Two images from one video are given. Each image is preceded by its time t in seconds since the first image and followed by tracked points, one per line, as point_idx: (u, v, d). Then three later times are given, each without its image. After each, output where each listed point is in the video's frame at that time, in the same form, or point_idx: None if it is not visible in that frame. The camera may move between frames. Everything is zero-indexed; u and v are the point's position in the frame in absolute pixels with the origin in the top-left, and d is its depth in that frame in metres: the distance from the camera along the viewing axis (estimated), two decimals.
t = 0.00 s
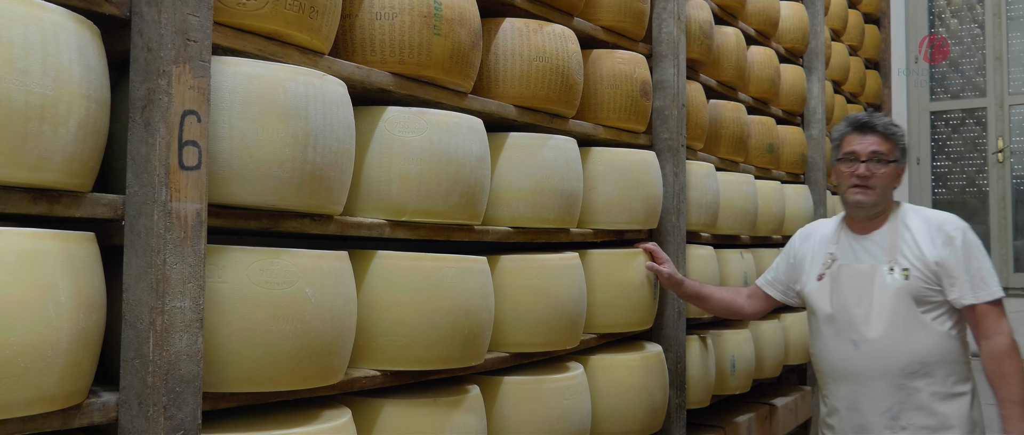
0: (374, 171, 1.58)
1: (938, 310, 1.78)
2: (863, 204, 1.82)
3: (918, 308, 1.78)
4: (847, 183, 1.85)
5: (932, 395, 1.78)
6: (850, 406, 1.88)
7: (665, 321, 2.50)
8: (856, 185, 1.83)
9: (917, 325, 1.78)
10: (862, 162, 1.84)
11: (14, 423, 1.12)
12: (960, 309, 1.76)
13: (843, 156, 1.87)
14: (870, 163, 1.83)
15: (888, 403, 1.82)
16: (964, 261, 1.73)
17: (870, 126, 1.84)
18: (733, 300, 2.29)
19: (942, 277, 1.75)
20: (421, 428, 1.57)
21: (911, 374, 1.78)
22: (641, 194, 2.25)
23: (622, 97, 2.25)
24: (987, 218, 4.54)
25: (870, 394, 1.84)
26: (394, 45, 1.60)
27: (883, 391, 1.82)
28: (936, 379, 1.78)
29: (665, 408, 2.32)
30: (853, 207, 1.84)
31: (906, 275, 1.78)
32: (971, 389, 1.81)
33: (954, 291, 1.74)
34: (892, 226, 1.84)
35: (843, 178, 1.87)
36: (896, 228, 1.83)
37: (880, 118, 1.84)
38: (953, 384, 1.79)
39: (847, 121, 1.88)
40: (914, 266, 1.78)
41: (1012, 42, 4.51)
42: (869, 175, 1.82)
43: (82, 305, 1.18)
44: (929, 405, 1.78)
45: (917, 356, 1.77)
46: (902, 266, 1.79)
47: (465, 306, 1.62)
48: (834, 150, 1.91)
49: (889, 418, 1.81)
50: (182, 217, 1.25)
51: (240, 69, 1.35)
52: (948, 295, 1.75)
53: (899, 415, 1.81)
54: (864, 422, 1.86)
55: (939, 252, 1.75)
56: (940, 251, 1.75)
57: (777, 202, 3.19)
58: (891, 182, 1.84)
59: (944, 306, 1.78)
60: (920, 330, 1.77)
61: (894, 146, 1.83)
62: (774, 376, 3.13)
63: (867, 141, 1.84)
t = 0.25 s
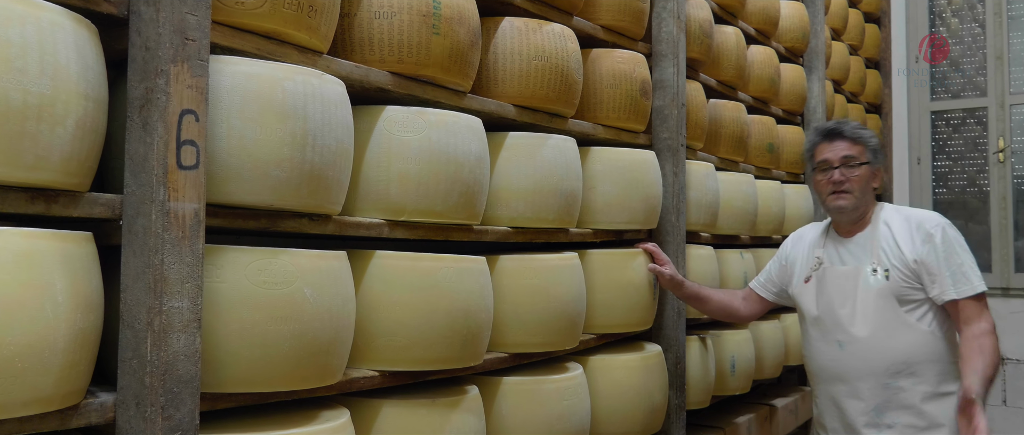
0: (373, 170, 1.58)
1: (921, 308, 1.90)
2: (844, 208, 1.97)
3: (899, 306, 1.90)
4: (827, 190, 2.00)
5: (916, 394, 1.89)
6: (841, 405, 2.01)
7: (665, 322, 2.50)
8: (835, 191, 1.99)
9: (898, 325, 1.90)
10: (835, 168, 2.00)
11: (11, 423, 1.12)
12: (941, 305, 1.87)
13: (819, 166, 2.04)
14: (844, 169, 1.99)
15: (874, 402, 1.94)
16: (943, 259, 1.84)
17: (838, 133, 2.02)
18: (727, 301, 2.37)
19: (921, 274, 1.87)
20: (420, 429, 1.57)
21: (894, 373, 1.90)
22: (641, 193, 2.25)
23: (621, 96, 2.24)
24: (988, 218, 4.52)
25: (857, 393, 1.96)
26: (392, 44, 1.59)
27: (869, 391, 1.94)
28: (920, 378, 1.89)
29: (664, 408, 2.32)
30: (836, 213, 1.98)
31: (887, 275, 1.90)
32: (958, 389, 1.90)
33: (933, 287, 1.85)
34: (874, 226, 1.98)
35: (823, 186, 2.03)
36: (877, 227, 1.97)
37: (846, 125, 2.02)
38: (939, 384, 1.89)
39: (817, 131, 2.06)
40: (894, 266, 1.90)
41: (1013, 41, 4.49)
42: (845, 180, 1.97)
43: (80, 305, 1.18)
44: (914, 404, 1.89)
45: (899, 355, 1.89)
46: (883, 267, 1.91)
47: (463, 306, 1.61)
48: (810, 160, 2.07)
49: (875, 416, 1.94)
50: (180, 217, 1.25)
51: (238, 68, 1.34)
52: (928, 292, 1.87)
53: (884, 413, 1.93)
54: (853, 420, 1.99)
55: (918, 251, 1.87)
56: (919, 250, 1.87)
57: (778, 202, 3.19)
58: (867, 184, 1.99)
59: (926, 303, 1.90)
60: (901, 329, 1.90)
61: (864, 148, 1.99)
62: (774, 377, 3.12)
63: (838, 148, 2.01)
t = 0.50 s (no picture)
0: (371, 169, 1.57)
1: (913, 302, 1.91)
2: (836, 212, 1.98)
3: (892, 301, 1.90)
4: (815, 198, 2.03)
5: (908, 390, 1.89)
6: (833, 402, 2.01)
7: (664, 321, 2.50)
8: (821, 198, 2.01)
9: (890, 319, 1.90)
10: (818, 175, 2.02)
11: (7, 424, 1.11)
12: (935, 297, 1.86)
13: (803, 175, 2.06)
14: (826, 174, 2.01)
15: (865, 398, 1.93)
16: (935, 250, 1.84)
17: (814, 141, 2.04)
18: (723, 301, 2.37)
19: (914, 267, 1.88)
20: (418, 429, 1.56)
21: (886, 368, 1.90)
22: (640, 192, 2.24)
23: (620, 95, 2.24)
24: (988, 217, 4.50)
25: (850, 389, 1.96)
26: (390, 42, 1.59)
27: (861, 387, 1.93)
28: (912, 374, 1.89)
29: (663, 408, 2.31)
30: (829, 217, 2.00)
31: (879, 270, 1.91)
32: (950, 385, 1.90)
33: (926, 280, 1.85)
34: (866, 222, 1.99)
35: (811, 194, 2.04)
36: (869, 224, 1.98)
37: (820, 130, 2.04)
38: (930, 380, 1.89)
39: (793, 142, 2.08)
40: (885, 261, 1.91)
41: (1013, 40, 4.47)
42: (829, 186, 1.99)
43: (77, 304, 1.17)
44: (906, 400, 1.89)
45: (891, 350, 1.89)
46: (875, 261, 1.92)
47: (461, 305, 1.61)
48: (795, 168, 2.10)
49: (867, 412, 1.93)
50: (177, 216, 1.24)
51: (236, 67, 1.33)
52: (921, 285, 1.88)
53: (876, 410, 1.92)
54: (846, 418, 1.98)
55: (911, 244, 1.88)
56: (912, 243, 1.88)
57: (777, 201, 3.18)
58: (854, 182, 2.00)
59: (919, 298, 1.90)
60: (893, 324, 1.89)
61: (842, 150, 2.01)
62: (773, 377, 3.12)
63: (817, 155, 2.03)
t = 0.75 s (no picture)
0: (369, 167, 1.57)
1: (910, 297, 1.91)
2: (835, 211, 1.98)
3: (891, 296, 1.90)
4: (813, 197, 2.03)
5: (909, 387, 1.88)
6: (834, 400, 1.99)
7: (663, 320, 2.50)
8: (819, 197, 2.01)
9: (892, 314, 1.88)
10: (816, 174, 2.02)
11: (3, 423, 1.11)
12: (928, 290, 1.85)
13: (800, 174, 2.06)
14: (824, 173, 2.01)
15: (867, 395, 1.92)
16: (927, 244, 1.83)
17: (810, 139, 2.04)
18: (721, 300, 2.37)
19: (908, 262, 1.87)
20: (415, 429, 1.56)
21: (887, 365, 1.89)
22: (638, 191, 2.23)
23: (619, 93, 2.23)
24: (988, 216, 4.49)
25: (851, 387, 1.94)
26: (388, 40, 1.58)
27: (862, 384, 1.92)
28: (913, 371, 1.88)
29: (662, 408, 2.31)
30: (827, 216, 2.00)
31: (877, 265, 1.91)
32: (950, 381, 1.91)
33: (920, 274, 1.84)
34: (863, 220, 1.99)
35: (809, 194, 2.05)
36: (866, 221, 1.99)
37: (816, 129, 2.04)
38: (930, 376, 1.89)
39: (790, 141, 2.09)
40: (883, 257, 1.92)
41: (1013, 38, 4.46)
42: (826, 184, 2.00)
43: (73, 303, 1.16)
44: (908, 396, 1.89)
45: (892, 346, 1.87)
46: (873, 257, 1.93)
47: (459, 304, 1.60)
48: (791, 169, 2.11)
49: (868, 410, 1.92)
50: (174, 214, 1.23)
51: (233, 64, 1.33)
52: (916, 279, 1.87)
53: (877, 407, 1.91)
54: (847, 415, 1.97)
55: (906, 239, 1.87)
56: (907, 238, 1.87)
57: (776, 200, 3.18)
58: (851, 181, 2.01)
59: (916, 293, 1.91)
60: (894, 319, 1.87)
61: (838, 149, 2.02)
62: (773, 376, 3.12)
63: (813, 154, 2.03)
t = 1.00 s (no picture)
0: (366, 165, 1.56)
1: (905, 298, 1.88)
2: (831, 205, 1.98)
3: (886, 295, 1.89)
4: (810, 191, 2.03)
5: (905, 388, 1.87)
6: (831, 399, 2.00)
7: (662, 319, 2.49)
8: (817, 191, 2.01)
9: (888, 315, 1.88)
10: (814, 168, 2.02)
11: None
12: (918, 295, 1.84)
13: (799, 169, 2.06)
14: (822, 167, 2.01)
15: (863, 395, 1.92)
16: (921, 246, 1.82)
17: (811, 134, 2.04)
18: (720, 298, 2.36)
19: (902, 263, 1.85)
20: (413, 428, 1.55)
21: (882, 365, 1.88)
22: (637, 189, 2.23)
23: (617, 90, 2.23)
24: (988, 214, 4.49)
25: (846, 385, 1.95)
26: (386, 37, 1.57)
27: (857, 383, 1.93)
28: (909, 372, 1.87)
29: (660, 406, 2.30)
30: (823, 211, 2.00)
31: (874, 265, 1.90)
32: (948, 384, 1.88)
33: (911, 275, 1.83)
34: (860, 219, 1.98)
35: (807, 188, 2.04)
36: (863, 220, 1.97)
37: (818, 124, 2.04)
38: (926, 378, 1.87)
39: (790, 136, 2.09)
40: (878, 256, 1.89)
41: (1013, 35, 4.45)
42: (824, 178, 1.99)
43: (69, 301, 1.16)
44: (903, 397, 1.87)
45: (888, 346, 1.87)
46: (869, 256, 1.91)
47: (457, 303, 1.60)
48: (791, 164, 2.10)
49: (863, 409, 1.92)
50: (171, 212, 1.23)
51: (230, 62, 1.32)
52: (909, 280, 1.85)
53: (873, 407, 1.91)
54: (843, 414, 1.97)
55: (901, 240, 1.86)
56: (902, 239, 1.85)
57: (775, 197, 3.17)
58: (849, 177, 2.00)
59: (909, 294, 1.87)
60: (890, 320, 1.88)
61: (839, 144, 2.01)
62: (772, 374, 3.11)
63: (813, 148, 2.03)
